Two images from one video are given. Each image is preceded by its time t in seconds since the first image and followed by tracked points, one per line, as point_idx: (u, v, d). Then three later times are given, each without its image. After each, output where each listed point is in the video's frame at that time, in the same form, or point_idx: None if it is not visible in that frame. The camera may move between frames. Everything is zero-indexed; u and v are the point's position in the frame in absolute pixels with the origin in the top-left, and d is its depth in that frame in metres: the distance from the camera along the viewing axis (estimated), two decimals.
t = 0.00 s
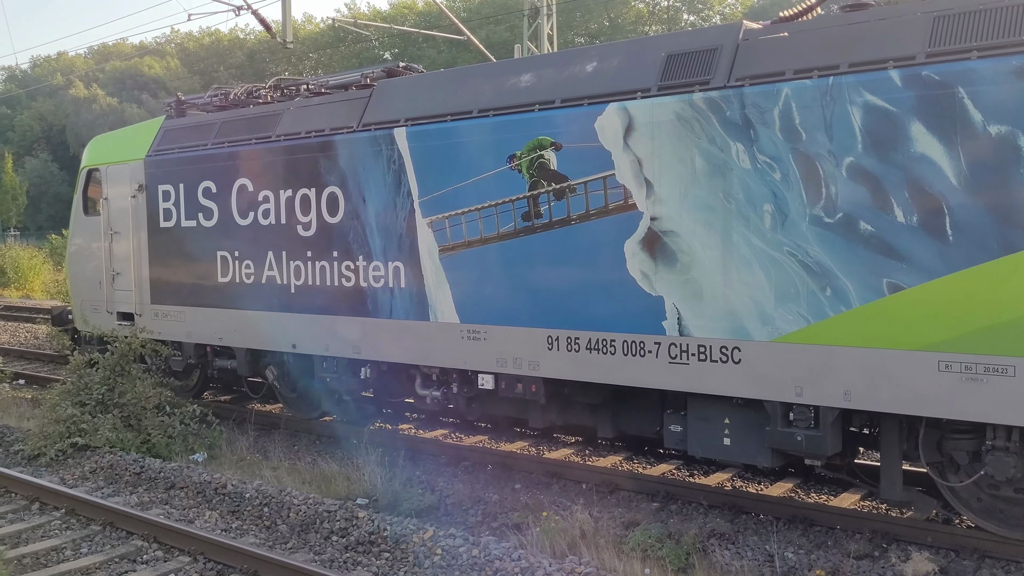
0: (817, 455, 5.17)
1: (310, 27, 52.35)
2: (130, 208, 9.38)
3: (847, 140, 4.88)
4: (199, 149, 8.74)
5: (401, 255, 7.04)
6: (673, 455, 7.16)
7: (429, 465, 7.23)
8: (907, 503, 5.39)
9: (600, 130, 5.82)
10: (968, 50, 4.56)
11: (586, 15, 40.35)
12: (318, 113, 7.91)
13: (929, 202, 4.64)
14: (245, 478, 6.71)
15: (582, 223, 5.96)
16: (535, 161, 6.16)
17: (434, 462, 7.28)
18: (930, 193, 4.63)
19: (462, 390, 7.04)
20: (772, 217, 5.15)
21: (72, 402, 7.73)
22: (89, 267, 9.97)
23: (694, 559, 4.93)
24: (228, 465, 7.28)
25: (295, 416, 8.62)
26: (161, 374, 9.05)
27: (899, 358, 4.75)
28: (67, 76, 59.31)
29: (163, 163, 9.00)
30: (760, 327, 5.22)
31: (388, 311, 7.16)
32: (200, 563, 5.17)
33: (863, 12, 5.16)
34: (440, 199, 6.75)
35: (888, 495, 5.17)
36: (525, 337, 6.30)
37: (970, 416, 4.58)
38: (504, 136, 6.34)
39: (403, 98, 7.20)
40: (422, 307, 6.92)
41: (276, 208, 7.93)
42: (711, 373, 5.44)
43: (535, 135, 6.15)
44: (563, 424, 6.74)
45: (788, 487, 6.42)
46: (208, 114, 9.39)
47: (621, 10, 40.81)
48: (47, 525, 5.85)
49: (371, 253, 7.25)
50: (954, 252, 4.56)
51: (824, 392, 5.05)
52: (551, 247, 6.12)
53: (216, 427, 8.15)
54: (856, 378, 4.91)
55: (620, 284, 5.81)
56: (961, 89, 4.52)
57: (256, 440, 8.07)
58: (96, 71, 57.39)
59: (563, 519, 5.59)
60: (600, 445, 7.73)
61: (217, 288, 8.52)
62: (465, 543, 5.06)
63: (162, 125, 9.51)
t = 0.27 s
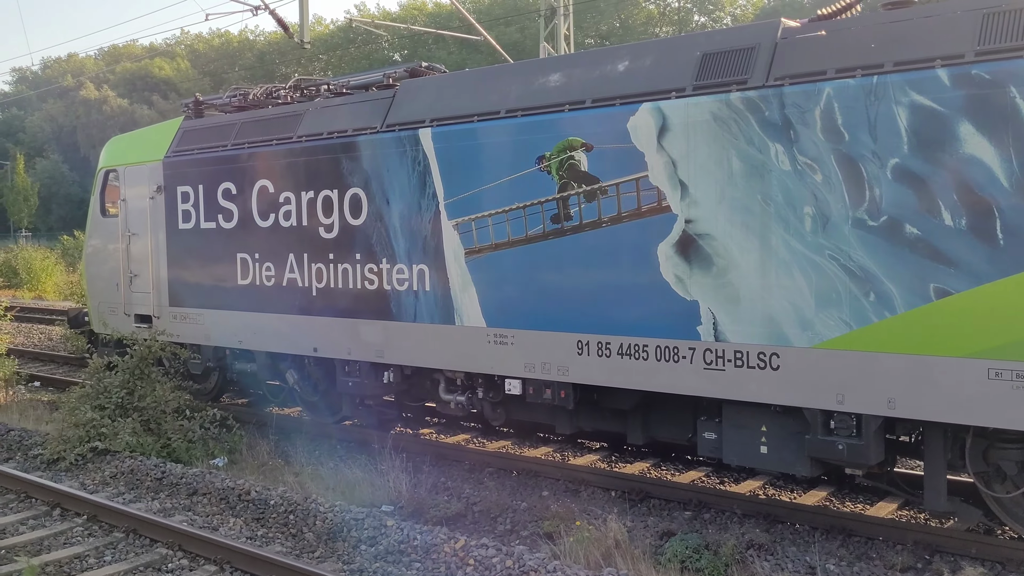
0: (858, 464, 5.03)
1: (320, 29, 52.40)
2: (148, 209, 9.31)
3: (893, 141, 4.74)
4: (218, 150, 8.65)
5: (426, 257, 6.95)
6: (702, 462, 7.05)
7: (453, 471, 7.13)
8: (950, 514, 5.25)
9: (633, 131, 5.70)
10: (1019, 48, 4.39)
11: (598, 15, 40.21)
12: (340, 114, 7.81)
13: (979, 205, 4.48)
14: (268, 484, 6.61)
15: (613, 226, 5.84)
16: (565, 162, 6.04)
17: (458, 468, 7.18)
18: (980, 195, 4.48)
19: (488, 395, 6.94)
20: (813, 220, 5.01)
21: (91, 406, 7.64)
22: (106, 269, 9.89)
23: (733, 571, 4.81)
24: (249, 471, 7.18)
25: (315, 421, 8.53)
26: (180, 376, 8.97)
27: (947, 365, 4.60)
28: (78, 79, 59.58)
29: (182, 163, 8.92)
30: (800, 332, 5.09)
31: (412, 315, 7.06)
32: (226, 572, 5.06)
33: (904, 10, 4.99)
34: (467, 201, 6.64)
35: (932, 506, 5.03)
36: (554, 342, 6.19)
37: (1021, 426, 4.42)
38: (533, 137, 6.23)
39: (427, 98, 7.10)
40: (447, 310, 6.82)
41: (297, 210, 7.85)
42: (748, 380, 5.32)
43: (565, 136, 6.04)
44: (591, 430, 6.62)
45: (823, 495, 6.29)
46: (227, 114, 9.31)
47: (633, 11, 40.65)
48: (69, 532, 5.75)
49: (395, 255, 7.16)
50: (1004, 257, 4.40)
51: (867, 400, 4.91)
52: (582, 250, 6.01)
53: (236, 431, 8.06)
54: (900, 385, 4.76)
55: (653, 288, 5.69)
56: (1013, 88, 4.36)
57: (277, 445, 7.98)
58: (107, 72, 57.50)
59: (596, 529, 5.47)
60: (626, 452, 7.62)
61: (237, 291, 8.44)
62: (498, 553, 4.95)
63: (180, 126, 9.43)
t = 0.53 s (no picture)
0: (887, 464, 4.94)
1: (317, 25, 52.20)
2: (152, 205, 9.18)
3: (924, 133, 4.62)
4: (224, 145, 8.52)
5: (438, 254, 6.84)
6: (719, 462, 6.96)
7: (467, 471, 7.03)
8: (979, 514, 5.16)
9: (653, 125, 5.58)
10: None
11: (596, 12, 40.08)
12: (349, 108, 7.69)
13: (1014, 199, 4.35)
14: (279, 485, 6.49)
15: (633, 222, 5.74)
16: (583, 157, 5.93)
17: (471, 469, 7.09)
18: (1015, 189, 4.35)
19: (502, 394, 6.84)
20: (841, 214, 4.90)
21: (96, 406, 7.50)
22: (108, 267, 9.75)
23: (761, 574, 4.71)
24: (259, 472, 7.06)
25: (323, 420, 8.41)
26: (186, 375, 8.85)
27: (979, 364, 4.48)
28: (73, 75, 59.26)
29: (187, 159, 8.79)
30: (827, 330, 4.98)
31: (425, 313, 6.95)
32: None
33: None
34: (481, 196, 6.53)
35: (961, 506, 4.94)
36: (572, 340, 6.09)
37: None
38: (550, 131, 6.12)
39: (440, 92, 6.98)
40: (461, 307, 6.71)
41: (306, 206, 7.73)
42: (773, 378, 5.21)
43: (583, 130, 5.93)
44: (608, 429, 6.52)
45: (844, 495, 6.20)
46: (233, 109, 9.19)
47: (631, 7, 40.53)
48: (78, 536, 5.62)
49: (407, 252, 7.05)
50: None
51: (897, 399, 4.80)
52: (600, 246, 5.90)
53: (243, 431, 7.93)
54: (931, 384, 4.65)
55: (674, 284, 5.58)
56: None
57: (286, 445, 7.86)
58: (101, 69, 57.19)
59: (617, 530, 5.37)
60: (640, 451, 7.53)
61: (244, 288, 8.32)
62: (520, 556, 4.84)
63: (184, 122, 9.29)
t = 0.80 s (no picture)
0: (913, 463, 4.85)
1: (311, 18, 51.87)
2: (153, 198, 9.02)
3: (955, 126, 4.52)
4: (228, 137, 8.37)
5: (449, 248, 6.72)
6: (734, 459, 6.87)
7: (478, 469, 6.93)
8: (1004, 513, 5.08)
9: (673, 117, 5.47)
10: None
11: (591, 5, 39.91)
12: (356, 99, 7.55)
13: None
14: (287, 483, 6.37)
15: (651, 216, 5.63)
16: (599, 149, 5.82)
17: (482, 466, 6.98)
18: None
19: (514, 391, 6.74)
20: (867, 208, 4.80)
21: (98, 403, 7.35)
22: (108, 261, 9.59)
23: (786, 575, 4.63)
24: (266, 469, 6.94)
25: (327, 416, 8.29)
26: (188, 371, 8.71)
27: (1011, 361, 4.38)
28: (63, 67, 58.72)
29: (189, 151, 8.64)
30: (852, 326, 4.88)
31: (435, 308, 6.83)
32: None
33: None
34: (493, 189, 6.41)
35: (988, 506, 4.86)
36: (587, 336, 5.99)
37: None
38: (565, 123, 6.00)
39: (450, 83, 6.85)
40: (473, 303, 6.59)
41: (312, 199, 7.60)
42: (796, 375, 5.12)
43: (599, 122, 5.81)
44: (622, 426, 6.43)
45: (862, 493, 6.13)
46: (235, 101, 9.04)
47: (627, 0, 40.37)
48: (84, 536, 5.49)
49: (416, 246, 6.92)
50: None
51: (924, 397, 4.71)
52: (617, 240, 5.79)
53: (248, 428, 7.81)
54: (960, 382, 4.56)
55: (694, 280, 5.48)
56: None
57: (291, 442, 7.74)
58: (92, 61, 56.67)
59: (636, 530, 5.27)
60: (651, 448, 7.45)
61: (248, 282, 8.18)
62: (541, 557, 4.74)
63: (186, 113, 9.13)
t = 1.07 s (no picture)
0: (944, 466, 4.74)
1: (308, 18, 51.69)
2: (156, 197, 8.88)
3: (989, 121, 4.39)
4: (233, 136, 8.23)
5: (462, 248, 6.59)
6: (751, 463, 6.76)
7: (491, 473, 6.80)
8: None
9: (694, 113, 5.35)
10: None
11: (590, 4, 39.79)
12: (366, 96, 7.42)
13: None
14: (297, 489, 6.24)
15: (671, 214, 5.51)
16: (618, 146, 5.70)
17: (495, 470, 6.86)
18: None
19: (529, 393, 6.62)
20: (897, 206, 4.68)
21: (103, 406, 7.21)
22: (110, 261, 9.45)
23: None
24: (276, 474, 6.80)
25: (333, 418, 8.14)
26: (193, 374, 8.57)
27: None
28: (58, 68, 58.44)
29: (193, 149, 8.49)
30: (881, 326, 4.76)
31: (447, 309, 6.70)
32: None
33: None
34: (508, 188, 6.28)
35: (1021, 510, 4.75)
36: (605, 337, 5.86)
37: None
38: (582, 120, 5.87)
39: (463, 79, 6.72)
40: (486, 303, 6.47)
41: (321, 198, 7.46)
42: (823, 377, 5.00)
43: (618, 118, 5.69)
44: (640, 429, 6.30)
45: (885, 496, 6.01)
46: (240, 99, 8.90)
47: None
48: (92, 544, 5.35)
49: (428, 246, 6.80)
50: None
51: (957, 399, 4.59)
52: (637, 239, 5.67)
53: (256, 431, 7.68)
54: (995, 383, 4.43)
55: (716, 280, 5.36)
56: None
57: (299, 445, 7.61)
58: (87, 62, 56.41)
59: (659, 536, 5.15)
60: (666, 450, 7.33)
61: (254, 283, 8.05)
62: (564, 565, 4.61)
63: (190, 111, 8.99)
